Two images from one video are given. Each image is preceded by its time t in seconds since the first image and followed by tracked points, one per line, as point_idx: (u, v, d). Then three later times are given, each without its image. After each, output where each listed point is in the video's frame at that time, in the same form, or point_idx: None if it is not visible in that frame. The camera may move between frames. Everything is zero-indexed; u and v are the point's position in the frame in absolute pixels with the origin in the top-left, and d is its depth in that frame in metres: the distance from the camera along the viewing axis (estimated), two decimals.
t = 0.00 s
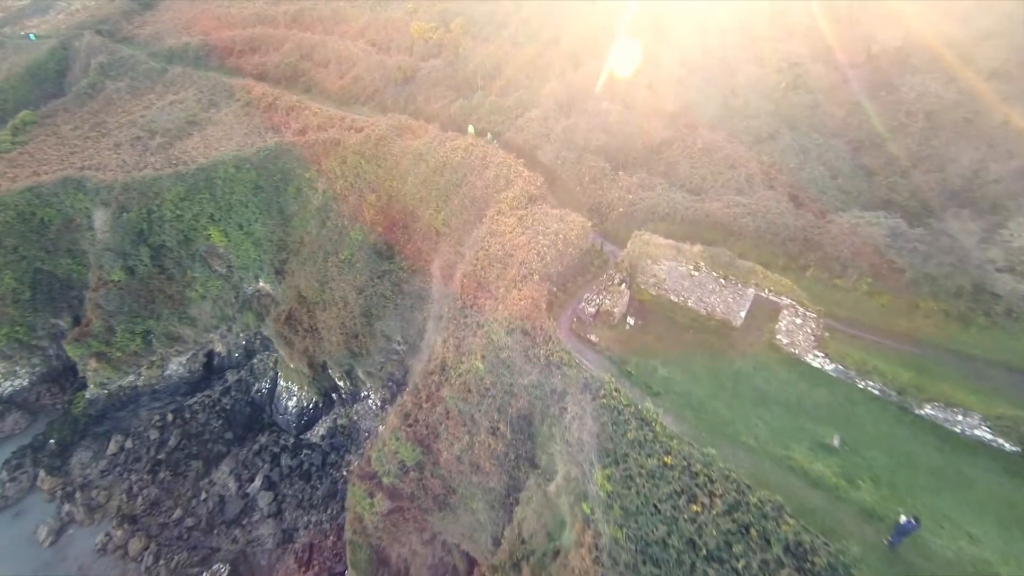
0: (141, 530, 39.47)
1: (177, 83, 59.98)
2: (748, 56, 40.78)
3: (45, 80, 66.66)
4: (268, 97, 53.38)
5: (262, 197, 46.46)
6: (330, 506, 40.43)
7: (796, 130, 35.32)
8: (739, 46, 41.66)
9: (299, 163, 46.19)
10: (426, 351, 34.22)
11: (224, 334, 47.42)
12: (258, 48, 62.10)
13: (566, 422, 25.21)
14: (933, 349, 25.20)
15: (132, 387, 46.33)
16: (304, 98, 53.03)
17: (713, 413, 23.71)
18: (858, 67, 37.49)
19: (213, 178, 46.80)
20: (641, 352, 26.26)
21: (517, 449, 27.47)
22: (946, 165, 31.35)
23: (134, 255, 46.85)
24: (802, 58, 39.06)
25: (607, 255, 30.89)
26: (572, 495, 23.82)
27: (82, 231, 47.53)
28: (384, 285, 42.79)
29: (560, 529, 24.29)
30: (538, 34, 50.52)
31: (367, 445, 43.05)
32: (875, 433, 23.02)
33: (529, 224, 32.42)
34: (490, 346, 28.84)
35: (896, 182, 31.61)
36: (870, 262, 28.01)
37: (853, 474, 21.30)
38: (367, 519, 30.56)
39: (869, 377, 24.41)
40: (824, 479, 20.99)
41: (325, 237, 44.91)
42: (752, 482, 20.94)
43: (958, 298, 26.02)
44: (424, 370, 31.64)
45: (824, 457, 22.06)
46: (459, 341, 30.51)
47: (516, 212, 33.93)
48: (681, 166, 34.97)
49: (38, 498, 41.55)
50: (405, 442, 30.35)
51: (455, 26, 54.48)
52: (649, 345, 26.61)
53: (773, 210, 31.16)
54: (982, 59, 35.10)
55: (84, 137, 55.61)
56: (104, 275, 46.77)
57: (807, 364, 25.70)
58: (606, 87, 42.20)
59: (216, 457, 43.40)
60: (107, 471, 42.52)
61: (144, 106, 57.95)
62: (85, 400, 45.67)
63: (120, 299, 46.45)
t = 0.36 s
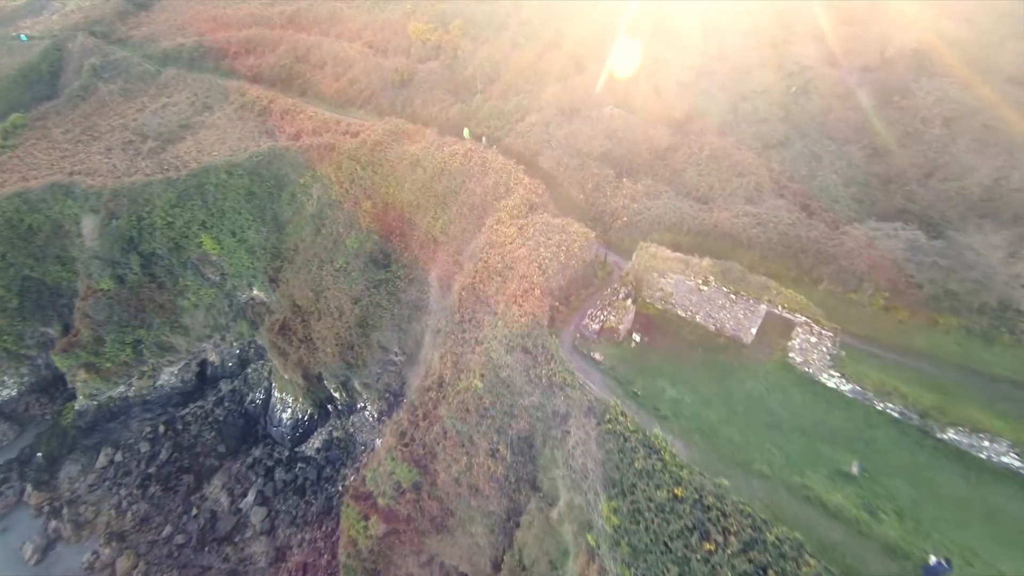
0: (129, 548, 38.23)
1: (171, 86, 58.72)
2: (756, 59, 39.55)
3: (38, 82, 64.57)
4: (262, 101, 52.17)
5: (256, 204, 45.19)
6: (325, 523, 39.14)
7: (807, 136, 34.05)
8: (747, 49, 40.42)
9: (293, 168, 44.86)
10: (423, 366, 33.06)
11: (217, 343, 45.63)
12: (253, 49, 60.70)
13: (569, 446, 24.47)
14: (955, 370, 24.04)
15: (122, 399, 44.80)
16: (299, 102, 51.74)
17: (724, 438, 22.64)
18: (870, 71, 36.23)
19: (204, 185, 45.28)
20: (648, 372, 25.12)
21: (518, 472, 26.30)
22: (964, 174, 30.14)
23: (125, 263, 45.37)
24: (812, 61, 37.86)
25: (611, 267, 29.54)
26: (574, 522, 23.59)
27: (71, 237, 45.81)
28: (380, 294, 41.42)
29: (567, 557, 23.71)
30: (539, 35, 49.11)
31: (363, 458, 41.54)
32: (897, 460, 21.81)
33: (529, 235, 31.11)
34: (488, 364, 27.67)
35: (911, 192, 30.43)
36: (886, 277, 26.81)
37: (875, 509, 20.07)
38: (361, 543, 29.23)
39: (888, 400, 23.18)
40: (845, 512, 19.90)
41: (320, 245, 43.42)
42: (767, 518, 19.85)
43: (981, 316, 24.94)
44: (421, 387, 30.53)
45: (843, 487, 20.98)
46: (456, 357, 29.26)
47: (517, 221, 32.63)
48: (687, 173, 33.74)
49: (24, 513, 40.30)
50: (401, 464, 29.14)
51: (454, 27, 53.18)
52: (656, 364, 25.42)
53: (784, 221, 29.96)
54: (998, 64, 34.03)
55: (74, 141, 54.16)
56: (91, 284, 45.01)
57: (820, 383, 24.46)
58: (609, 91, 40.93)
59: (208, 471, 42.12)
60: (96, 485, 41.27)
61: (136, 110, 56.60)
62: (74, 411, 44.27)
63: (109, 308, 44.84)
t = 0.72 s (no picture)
0: (117, 566, 36.84)
1: (164, 88, 57.29)
2: (765, 61, 38.21)
3: (31, 84, 61.91)
4: (256, 104, 50.81)
5: (248, 211, 43.78)
6: (319, 540, 37.42)
7: (819, 141, 32.72)
8: (754, 50, 39.08)
9: (286, 173, 43.48)
10: (421, 382, 31.82)
11: (210, 352, 43.91)
12: (247, 51, 59.22)
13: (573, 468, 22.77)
14: (979, 392, 22.92)
15: (112, 410, 42.97)
16: (294, 104, 50.37)
17: (736, 465, 21.58)
18: (885, 73, 34.88)
19: (196, 191, 43.85)
20: (655, 393, 24.07)
21: (519, 496, 24.37)
22: (985, 182, 28.91)
23: (114, 272, 43.71)
24: (823, 63, 36.61)
25: (616, 279, 28.59)
26: (579, 555, 20.54)
27: (60, 243, 44.30)
28: (377, 304, 40.16)
29: None
30: (538, 35, 47.79)
31: (359, 473, 39.38)
32: (921, 489, 20.63)
33: (529, 246, 29.88)
34: (488, 383, 26.51)
35: (929, 200, 29.19)
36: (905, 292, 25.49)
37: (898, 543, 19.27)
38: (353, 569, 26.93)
39: (909, 424, 21.91)
40: (867, 549, 19.10)
41: (316, 253, 42.09)
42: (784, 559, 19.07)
43: (1005, 333, 23.82)
44: (418, 404, 29.24)
45: (864, 520, 19.98)
46: (454, 374, 27.99)
47: (517, 231, 31.34)
48: (694, 180, 32.49)
49: (10, 529, 39.01)
50: (396, 486, 27.32)
51: (452, 28, 51.84)
52: (663, 384, 24.42)
53: (797, 231, 28.71)
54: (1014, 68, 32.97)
55: (63, 144, 52.39)
56: (80, 293, 43.38)
57: (836, 405, 23.16)
58: (612, 94, 39.56)
59: (199, 485, 40.76)
60: (84, 500, 39.98)
61: (128, 112, 55.13)
62: (62, 423, 42.85)
63: (98, 318, 43.12)
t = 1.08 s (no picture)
0: None
1: (156, 90, 55.80)
2: (776, 64, 36.86)
3: (23, 86, 59.60)
4: (250, 106, 49.38)
5: (239, 219, 42.34)
6: (312, 560, 34.73)
7: (833, 148, 31.46)
8: (763, 53, 37.76)
9: (278, 179, 42.09)
10: (417, 398, 30.40)
11: (203, 363, 41.87)
12: (240, 52, 57.67)
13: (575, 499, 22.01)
14: (1007, 415, 21.65)
15: (101, 422, 40.86)
16: (287, 107, 48.98)
17: (750, 497, 20.44)
18: (903, 77, 33.62)
19: (185, 197, 42.31)
20: (663, 417, 22.99)
21: (519, 523, 23.19)
22: (1006, 193, 27.88)
23: (103, 281, 42.10)
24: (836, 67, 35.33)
25: (621, 293, 27.38)
26: None
27: (47, 250, 42.60)
28: (373, 314, 38.65)
29: None
30: (538, 36, 46.55)
31: (356, 488, 37.03)
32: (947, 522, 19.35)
33: (530, 258, 28.66)
34: (487, 405, 25.36)
35: (948, 210, 28.02)
36: (926, 308, 24.33)
37: None
38: None
39: (933, 450, 20.61)
40: None
41: (310, 261, 40.55)
42: None
43: None
44: (415, 423, 28.02)
45: (889, 557, 18.77)
46: (452, 393, 26.77)
47: (517, 241, 29.98)
48: (701, 188, 31.24)
49: None
50: (391, 511, 25.84)
51: (450, 28, 50.41)
52: (671, 406, 23.30)
53: (811, 243, 27.42)
54: None
55: (53, 148, 50.92)
56: (69, 303, 41.83)
57: (856, 429, 21.90)
58: (616, 97, 38.18)
59: (191, 500, 38.57)
60: (71, 516, 37.95)
61: (120, 115, 53.64)
62: (50, 435, 40.75)
63: (87, 328, 41.34)
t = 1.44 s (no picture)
0: None
1: (149, 93, 52.49)
2: (787, 68, 35.54)
3: (12, 89, 56.02)
4: (242, 110, 47.13)
5: (232, 227, 40.90)
6: None
7: (847, 156, 30.25)
8: (774, 55, 36.44)
9: (271, 185, 40.79)
10: (415, 418, 29.03)
11: (195, 374, 40.35)
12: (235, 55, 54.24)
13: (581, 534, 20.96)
14: None
15: (89, 436, 38.78)
16: (282, 111, 47.37)
17: (770, 533, 19.36)
18: (920, 81, 32.39)
19: (174, 205, 40.80)
20: (673, 444, 21.82)
21: (520, 554, 22.12)
22: None
23: (90, 290, 40.04)
24: (850, 71, 34.11)
25: (626, 309, 26.18)
26: None
27: (34, 259, 40.56)
28: (369, 326, 37.11)
29: None
30: (539, 36, 45.39)
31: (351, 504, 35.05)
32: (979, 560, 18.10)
33: (531, 272, 27.29)
34: (486, 430, 24.14)
35: (969, 220, 26.82)
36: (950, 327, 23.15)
37: None
38: None
39: (960, 481, 19.38)
40: None
41: (304, 271, 39.17)
42: None
43: None
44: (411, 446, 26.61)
45: None
46: (450, 415, 25.54)
47: (517, 254, 28.66)
48: (710, 197, 29.99)
49: None
50: (387, 539, 24.53)
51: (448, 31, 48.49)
52: (681, 432, 22.11)
53: (826, 257, 26.17)
54: None
55: (41, 155, 47.06)
56: (54, 313, 39.44)
57: (876, 457, 20.65)
58: (622, 102, 36.82)
59: (181, 517, 36.71)
60: (56, 534, 36.06)
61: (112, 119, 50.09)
62: (36, 450, 38.71)
63: (74, 339, 39.12)
